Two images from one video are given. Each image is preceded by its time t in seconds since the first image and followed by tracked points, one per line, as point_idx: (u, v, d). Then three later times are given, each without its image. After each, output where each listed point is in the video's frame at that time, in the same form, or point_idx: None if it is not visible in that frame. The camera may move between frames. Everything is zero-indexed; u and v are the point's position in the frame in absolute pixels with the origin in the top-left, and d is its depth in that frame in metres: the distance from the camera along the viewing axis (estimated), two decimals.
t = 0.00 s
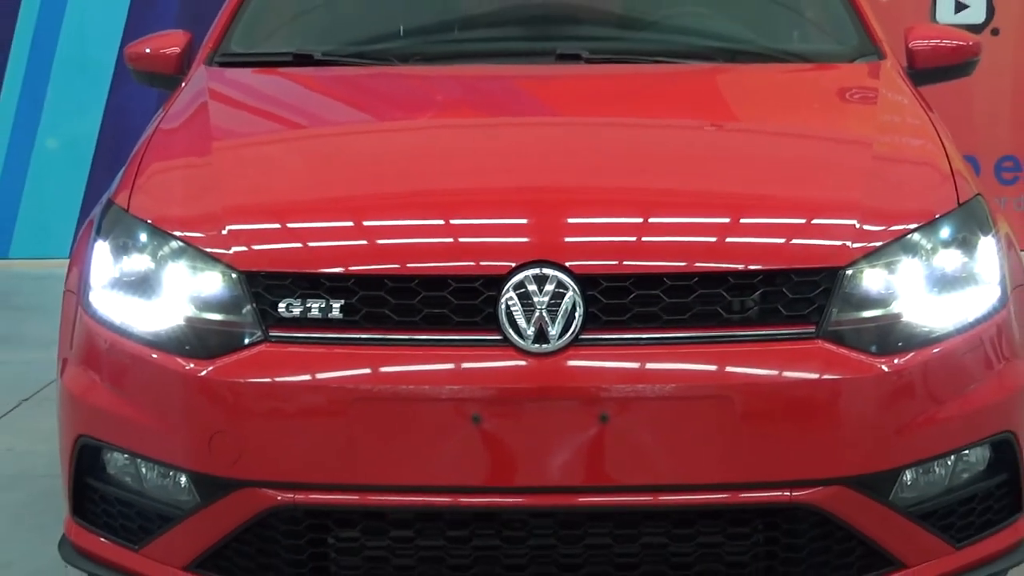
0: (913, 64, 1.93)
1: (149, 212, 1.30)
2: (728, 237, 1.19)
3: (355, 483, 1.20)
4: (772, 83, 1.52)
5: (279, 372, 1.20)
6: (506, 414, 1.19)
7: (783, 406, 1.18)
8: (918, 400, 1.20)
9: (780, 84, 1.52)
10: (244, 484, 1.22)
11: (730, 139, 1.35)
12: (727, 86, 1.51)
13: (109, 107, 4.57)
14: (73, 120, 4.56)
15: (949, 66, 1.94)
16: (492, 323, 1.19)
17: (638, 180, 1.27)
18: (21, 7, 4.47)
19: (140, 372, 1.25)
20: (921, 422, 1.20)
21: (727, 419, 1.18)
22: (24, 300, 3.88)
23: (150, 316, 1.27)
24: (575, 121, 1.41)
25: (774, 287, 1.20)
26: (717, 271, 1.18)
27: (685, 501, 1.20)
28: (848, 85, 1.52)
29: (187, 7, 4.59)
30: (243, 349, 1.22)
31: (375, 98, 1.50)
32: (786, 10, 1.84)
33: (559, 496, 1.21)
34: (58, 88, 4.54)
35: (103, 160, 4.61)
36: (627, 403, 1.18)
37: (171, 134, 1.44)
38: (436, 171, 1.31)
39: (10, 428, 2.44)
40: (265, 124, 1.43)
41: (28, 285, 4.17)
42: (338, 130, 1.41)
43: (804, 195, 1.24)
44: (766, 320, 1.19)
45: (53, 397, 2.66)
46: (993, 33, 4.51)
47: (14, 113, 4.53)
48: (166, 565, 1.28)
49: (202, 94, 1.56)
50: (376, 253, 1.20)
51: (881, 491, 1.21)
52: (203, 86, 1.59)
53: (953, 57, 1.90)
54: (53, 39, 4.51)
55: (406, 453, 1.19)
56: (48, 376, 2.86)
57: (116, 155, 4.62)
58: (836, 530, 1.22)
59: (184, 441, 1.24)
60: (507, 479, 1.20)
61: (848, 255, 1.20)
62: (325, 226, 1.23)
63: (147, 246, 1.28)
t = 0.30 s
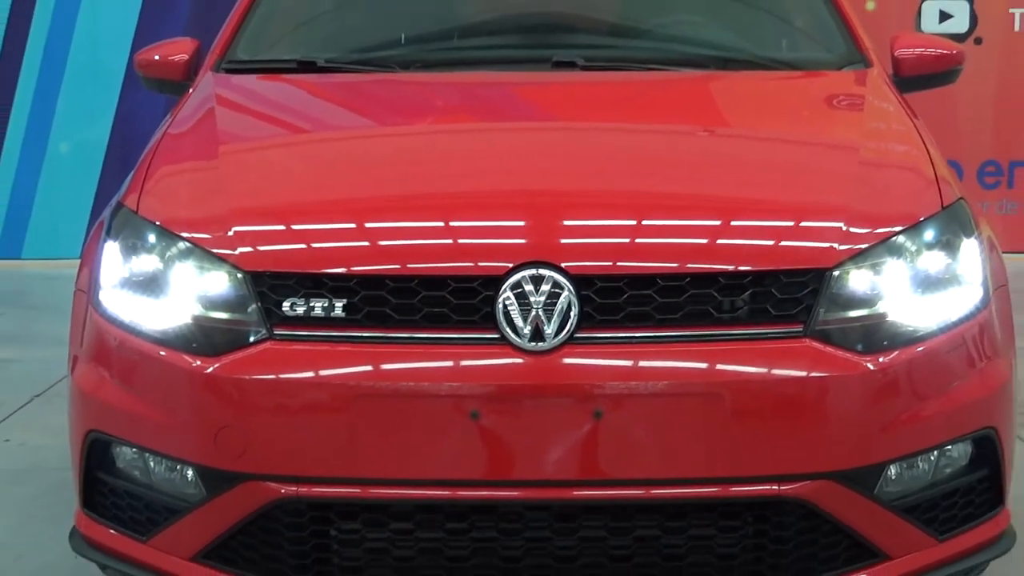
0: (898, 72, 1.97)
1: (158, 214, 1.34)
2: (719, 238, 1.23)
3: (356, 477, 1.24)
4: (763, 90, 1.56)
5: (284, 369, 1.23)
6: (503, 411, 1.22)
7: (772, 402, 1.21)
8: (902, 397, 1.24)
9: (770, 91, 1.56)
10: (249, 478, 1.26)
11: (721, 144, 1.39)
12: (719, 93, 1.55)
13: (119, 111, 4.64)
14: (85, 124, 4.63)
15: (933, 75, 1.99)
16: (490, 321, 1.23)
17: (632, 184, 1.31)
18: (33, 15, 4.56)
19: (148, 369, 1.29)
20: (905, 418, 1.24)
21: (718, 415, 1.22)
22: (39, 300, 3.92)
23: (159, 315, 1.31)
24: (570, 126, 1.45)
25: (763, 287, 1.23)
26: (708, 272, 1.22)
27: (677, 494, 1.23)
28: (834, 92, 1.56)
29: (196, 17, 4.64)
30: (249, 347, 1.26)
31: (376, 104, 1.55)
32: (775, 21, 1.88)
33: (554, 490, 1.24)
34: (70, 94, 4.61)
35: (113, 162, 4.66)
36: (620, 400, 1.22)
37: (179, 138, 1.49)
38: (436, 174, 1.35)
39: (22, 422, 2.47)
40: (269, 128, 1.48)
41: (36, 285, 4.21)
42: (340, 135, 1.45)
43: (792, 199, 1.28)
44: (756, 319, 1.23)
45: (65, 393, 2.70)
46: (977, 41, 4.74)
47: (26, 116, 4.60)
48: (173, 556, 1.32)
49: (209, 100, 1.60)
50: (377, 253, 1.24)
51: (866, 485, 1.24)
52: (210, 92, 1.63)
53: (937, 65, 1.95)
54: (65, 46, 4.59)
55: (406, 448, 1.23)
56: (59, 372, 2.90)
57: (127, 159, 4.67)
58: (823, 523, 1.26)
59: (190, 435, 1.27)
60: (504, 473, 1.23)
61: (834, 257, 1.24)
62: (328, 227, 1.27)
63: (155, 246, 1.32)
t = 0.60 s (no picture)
0: (880, 80, 2.01)
1: (164, 216, 1.38)
2: (707, 241, 1.27)
3: (356, 472, 1.28)
4: (750, 98, 1.61)
5: (285, 367, 1.27)
6: (498, 407, 1.26)
7: (759, 399, 1.25)
8: (885, 395, 1.28)
9: (758, 98, 1.60)
10: (252, 472, 1.30)
11: (710, 150, 1.43)
12: (709, 100, 1.59)
13: (127, 117, 4.68)
14: (94, 128, 4.68)
15: (914, 82, 2.02)
16: (485, 321, 1.27)
17: (623, 188, 1.35)
18: (42, 21, 4.58)
19: (154, 366, 1.33)
20: (888, 415, 1.28)
21: (706, 411, 1.25)
22: (45, 299, 3.96)
23: (164, 314, 1.35)
24: (563, 132, 1.49)
25: (750, 288, 1.27)
26: (697, 273, 1.26)
27: (667, 488, 1.27)
28: (818, 100, 1.60)
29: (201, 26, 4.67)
30: (252, 345, 1.29)
31: (375, 110, 1.59)
32: (761, 28, 1.92)
33: (547, 484, 1.28)
34: (80, 100, 4.66)
35: (119, 167, 4.71)
36: (612, 397, 1.25)
37: (184, 143, 1.53)
38: (433, 178, 1.39)
39: (32, 418, 2.50)
40: (272, 134, 1.52)
41: (42, 285, 4.25)
42: (340, 140, 1.49)
43: (779, 203, 1.32)
44: (743, 318, 1.27)
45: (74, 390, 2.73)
46: (957, 50, 4.66)
47: (36, 122, 4.65)
48: (179, 547, 1.37)
49: (214, 106, 1.64)
50: (376, 255, 1.28)
51: (849, 480, 1.28)
52: (215, 98, 1.67)
53: (918, 73, 1.98)
54: (75, 51, 4.62)
55: (404, 443, 1.27)
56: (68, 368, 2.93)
57: (131, 163, 4.73)
58: (808, 516, 1.30)
59: (194, 431, 1.31)
60: (499, 467, 1.27)
61: (819, 259, 1.28)
62: (328, 229, 1.31)
63: (161, 248, 1.36)
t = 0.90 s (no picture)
0: (863, 88, 2.05)
1: (171, 220, 1.43)
2: (697, 244, 1.31)
3: (357, 467, 1.32)
4: (739, 105, 1.65)
5: (288, 365, 1.31)
6: (495, 405, 1.30)
7: (747, 397, 1.29)
8: (869, 393, 1.32)
9: (747, 106, 1.65)
10: (256, 467, 1.34)
11: (701, 156, 1.47)
12: (700, 108, 1.64)
13: (135, 123, 4.74)
14: (103, 133, 4.73)
15: (897, 91, 2.07)
16: (482, 321, 1.31)
17: (615, 192, 1.40)
18: (56, 27, 4.63)
19: (162, 365, 1.37)
20: (871, 412, 1.32)
21: (695, 408, 1.29)
22: (50, 300, 4.00)
23: (172, 315, 1.39)
24: (557, 138, 1.53)
25: (739, 289, 1.31)
26: (687, 275, 1.30)
27: (658, 484, 1.31)
28: (803, 107, 1.65)
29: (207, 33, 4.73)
30: (256, 345, 1.33)
31: (376, 117, 1.63)
32: (749, 38, 1.97)
33: (542, 480, 1.32)
34: (91, 105, 4.70)
35: (128, 171, 4.76)
36: (605, 395, 1.29)
37: (191, 148, 1.57)
38: (432, 183, 1.43)
39: (44, 415, 2.54)
40: (275, 140, 1.56)
41: (51, 286, 4.31)
42: (342, 146, 1.54)
43: (767, 207, 1.37)
44: (732, 319, 1.31)
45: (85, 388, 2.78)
46: (939, 59, 4.72)
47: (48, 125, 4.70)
48: (185, 541, 1.41)
49: (219, 113, 1.69)
50: (376, 257, 1.32)
51: (835, 474, 1.33)
52: (221, 105, 1.72)
53: (901, 82, 2.03)
54: (86, 54, 4.67)
55: (403, 440, 1.31)
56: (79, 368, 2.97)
57: (139, 167, 4.77)
58: (794, 510, 1.35)
59: (200, 428, 1.35)
60: (495, 463, 1.31)
61: (806, 261, 1.32)
62: (330, 232, 1.35)
63: (168, 250, 1.41)
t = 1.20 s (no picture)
0: (849, 96, 2.10)
1: (180, 223, 1.47)
2: (688, 246, 1.35)
3: (359, 462, 1.36)
4: (729, 113, 1.70)
5: (293, 364, 1.35)
6: (493, 402, 1.34)
7: (737, 395, 1.33)
8: (854, 390, 1.37)
9: (738, 113, 1.70)
10: (263, 463, 1.38)
11: (693, 161, 1.52)
12: (692, 115, 1.69)
13: (145, 130, 4.80)
14: (113, 140, 4.79)
15: (882, 99, 2.12)
16: (480, 321, 1.35)
17: (609, 197, 1.44)
18: (68, 36, 4.69)
19: (171, 364, 1.42)
20: (857, 409, 1.37)
21: (686, 405, 1.33)
22: (55, 301, 4.04)
23: (180, 315, 1.44)
24: (553, 145, 1.58)
25: (728, 290, 1.35)
26: (678, 276, 1.34)
27: (651, 478, 1.35)
28: (790, 114, 1.70)
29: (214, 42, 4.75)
30: (262, 344, 1.38)
31: (377, 124, 1.68)
32: (738, 48, 2.02)
33: (539, 474, 1.36)
34: (102, 112, 4.77)
35: (138, 178, 4.84)
36: (599, 392, 1.33)
37: (199, 154, 1.62)
38: (432, 188, 1.48)
39: (56, 411, 2.59)
40: (280, 145, 1.61)
41: (61, 287, 4.38)
42: (344, 152, 1.59)
43: (756, 211, 1.41)
44: (722, 319, 1.35)
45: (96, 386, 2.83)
46: (921, 68, 4.80)
47: (61, 131, 4.77)
48: (193, 533, 1.46)
49: (226, 119, 1.74)
50: (378, 259, 1.36)
51: (821, 469, 1.37)
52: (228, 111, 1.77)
53: (885, 89, 2.07)
54: (97, 62, 4.73)
55: (404, 436, 1.35)
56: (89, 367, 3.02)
57: (149, 173, 4.85)
58: (781, 504, 1.39)
59: (207, 424, 1.40)
60: (493, 458, 1.36)
61: (793, 263, 1.36)
62: (333, 235, 1.40)
63: (177, 252, 1.45)
